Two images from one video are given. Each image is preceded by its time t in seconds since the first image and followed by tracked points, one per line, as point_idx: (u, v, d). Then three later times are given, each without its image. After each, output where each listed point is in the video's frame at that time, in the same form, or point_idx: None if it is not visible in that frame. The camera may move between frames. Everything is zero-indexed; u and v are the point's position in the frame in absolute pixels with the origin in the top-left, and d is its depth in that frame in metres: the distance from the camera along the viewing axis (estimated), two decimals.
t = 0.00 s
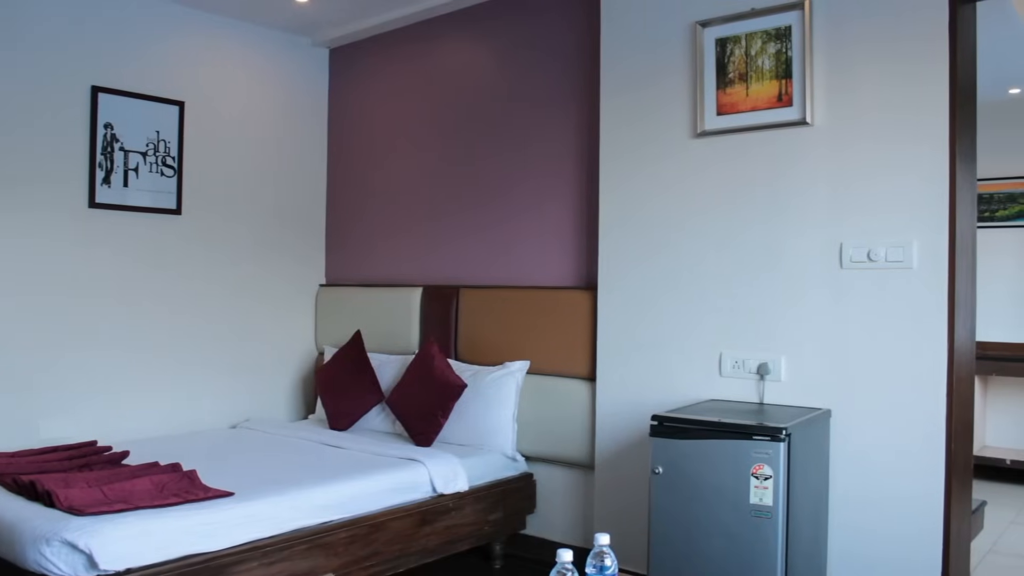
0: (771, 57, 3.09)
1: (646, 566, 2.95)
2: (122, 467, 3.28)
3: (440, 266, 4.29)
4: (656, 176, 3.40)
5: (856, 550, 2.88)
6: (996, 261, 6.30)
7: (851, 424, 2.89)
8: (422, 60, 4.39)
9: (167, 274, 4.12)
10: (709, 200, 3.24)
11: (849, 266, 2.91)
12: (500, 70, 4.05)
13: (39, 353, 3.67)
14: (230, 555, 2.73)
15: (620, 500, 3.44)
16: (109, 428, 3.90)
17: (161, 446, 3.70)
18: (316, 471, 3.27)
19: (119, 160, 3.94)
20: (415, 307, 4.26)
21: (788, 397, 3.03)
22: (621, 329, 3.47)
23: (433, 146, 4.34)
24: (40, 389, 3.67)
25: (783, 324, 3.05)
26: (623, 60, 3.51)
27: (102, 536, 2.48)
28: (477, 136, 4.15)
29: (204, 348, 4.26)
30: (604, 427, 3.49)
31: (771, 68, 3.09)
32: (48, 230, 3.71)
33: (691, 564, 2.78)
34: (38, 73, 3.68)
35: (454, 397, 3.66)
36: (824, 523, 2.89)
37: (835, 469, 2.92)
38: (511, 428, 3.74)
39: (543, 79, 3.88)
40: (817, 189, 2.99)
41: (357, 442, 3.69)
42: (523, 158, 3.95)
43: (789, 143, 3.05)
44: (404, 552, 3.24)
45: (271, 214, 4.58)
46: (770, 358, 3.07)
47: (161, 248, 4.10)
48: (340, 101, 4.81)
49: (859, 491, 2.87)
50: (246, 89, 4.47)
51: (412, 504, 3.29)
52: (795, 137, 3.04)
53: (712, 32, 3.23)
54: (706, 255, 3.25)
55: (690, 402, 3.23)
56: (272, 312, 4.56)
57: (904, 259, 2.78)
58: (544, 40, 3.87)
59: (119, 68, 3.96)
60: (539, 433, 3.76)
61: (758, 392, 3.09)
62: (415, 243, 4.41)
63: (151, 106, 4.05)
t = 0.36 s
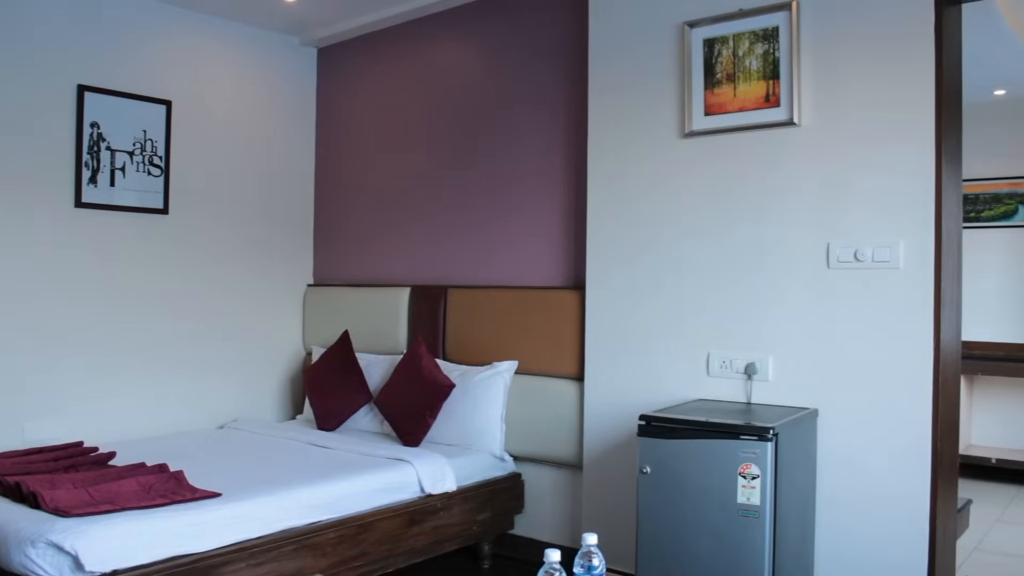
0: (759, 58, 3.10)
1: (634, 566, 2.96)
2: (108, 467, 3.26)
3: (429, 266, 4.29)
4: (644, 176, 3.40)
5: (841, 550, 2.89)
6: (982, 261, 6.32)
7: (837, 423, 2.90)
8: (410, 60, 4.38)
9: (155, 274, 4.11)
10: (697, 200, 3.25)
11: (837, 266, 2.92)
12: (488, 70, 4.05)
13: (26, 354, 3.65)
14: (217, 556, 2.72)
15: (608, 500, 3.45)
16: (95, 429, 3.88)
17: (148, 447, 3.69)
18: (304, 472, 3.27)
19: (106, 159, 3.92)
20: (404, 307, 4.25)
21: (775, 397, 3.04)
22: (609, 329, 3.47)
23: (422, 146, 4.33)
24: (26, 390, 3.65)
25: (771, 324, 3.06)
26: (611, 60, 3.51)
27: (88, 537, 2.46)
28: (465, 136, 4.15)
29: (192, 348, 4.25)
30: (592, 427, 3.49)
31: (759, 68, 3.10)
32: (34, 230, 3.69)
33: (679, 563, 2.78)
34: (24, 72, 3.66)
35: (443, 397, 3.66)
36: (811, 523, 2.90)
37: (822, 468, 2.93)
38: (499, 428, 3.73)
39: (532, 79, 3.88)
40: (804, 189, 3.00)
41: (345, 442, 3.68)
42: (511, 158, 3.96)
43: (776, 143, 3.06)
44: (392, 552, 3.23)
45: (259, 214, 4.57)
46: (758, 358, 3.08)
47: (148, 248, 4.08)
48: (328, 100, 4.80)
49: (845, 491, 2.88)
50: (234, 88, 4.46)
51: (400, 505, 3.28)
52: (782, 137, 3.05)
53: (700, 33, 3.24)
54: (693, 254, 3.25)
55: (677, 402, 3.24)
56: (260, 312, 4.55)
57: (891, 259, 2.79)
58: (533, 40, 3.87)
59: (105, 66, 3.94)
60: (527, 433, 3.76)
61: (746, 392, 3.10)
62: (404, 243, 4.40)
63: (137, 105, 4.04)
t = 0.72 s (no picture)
0: (747, 58, 3.10)
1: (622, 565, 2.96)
2: (94, 468, 3.25)
3: (417, 266, 4.28)
4: (632, 176, 3.40)
5: (828, 548, 2.91)
6: (967, 261, 6.35)
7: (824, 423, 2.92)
8: (399, 59, 4.37)
9: (142, 273, 4.09)
10: (684, 199, 3.26)
11: (825, 266, 2.92)
12: (477, 70, 4.04)
13: (11, 354, 3.63)
14: (204, 557, 2.71)
15: (595, 500, 3.45)
16: (81, 429, 3.86)
17: (135, 447, 3.67)
18: (293, 472, 3.26)
19: (92, 158, 3.90)
20: (392, 307, 4.24)
21: (763, 397, 3.05)
22: (597, 328, 3.47)
23: (411, 145, 4.33)
24: (12, 390, 3.63)
25: (759, 323, 3.07)
26: (600, 60, 3.51)
27: (74, 538, 2.45)
28: (454, 135, 4.14)
29: (179, 348, 4.23)
30: (580, 427, 3.49)
31: (747, 68, 3.10)
32: (20, 229, 3.67)
33: (667, 563, 2.79)
34: (10, 70, 3.63)
35: (431, 396, 3.66)
36: (799, 522, 2.91)
37: (810, 467, 2.94)
38: (487, 428, 3.73)
39: (521, 79, 3.87)
40: (791, 189, 3.01)
41: (333, 442, 3.67)
42: (500, 158, 3.95)
43: (764, 143, 3.07)
44: (380, 553, 3.23)
45: (247, 213, 4.55)
46: (746, 357, 3.08)
47: (136, 247, 4.07)
48: (317, 100, 4.78)
49: (833, 490, 2.89)
50: (222, 87, 4.44)
51: (388, 504, 3.28)
52: (770, 137, 3.05)
53: (688, 33, 3.24)
54: (681, 254, 3.26)
55: (665, 402, 3.25)
56: (248, 311, 4.54)
57: (878, 259, 2.80)
58: (522, 39, 3.87)
59: (92, 65, 3.92)
60: (516, 433, 3.76)
61: (734, 391, 3.11)
62: (392, 243, 4.39)
63: (124, 104, 4.02)
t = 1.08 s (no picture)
0: (735, 59, 3.11)
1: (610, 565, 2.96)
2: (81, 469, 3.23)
3: (406, 266, 4.28)
4: (620, 177, 3.41)
5: (815, 547, 2.92)
6: (955, 261, 6.37)
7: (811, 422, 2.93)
8: (388, 60, 4.37)
9: (130, 273, 4.07)
10: (673, 200, 3.26)
11: (812, 266, 2.93)
12: (466, 70, 4.04)
13: None
14: (192, 558, 2.70)
15: (583, 500, 3.46)
16: (68, 430, 3.84)
17: (122, 448, 3.65)
18: (282, 472, 3.25)
19: (79, 157, 3.89)
20: (382, 307, 4.24)
21: (751, 397, 3.06)
22: (586, 328, 3.47)
23: (399, 146, 4.32)
24: None
25: (747, 323, 3.08)
26: (589, 60, 3.52)
27: (59, 539, 2.44)
28: (443, 136, 4.14)
29: (167, 348, 4.22)
30: (570, 427, 3.50)
31: (735, 69, 3.11)
32: (6, 229, 3.64)
33: (656, 562, 2.79)
34: None
35: (420, 397, 3.65)
36: (787, 521, 2.92)
37: (798, 466, 2.95)
38: (476, 428, 3.73)
39: (510, 80, 3.87)
40: (778, 190, 3.02)
41: (322, 442, 3.67)
42: (489, 158, 3.95)
43: (751, 143, 3.08)
44: (369, 553, 3.22)
45: (235, 213, 4.54)
46: (734, 357, 3.09)
47: (123, 247, 4.05)
48: (307, 99, 4.77)
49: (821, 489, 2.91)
50: (210, 87, 4.42)
51: (377, 505, 3.27)
52: (757, 138, 3.06)
53: (677, 33, 3.24)
54: (669, 254, 3.27)
55: (653, 402, 3.25)
56: (237, 312, 4.53)
57: (866, 259, 2.81)
58: (510, 40, 3.87)
59: (79, 64, 3.90)
60: (506, 433, 3.76)
61: (722, 391, 3.11)
62: (381, 243, 4.39)
63: (112, 104, 4.00)
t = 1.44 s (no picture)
0: (724, 59, 3.11)
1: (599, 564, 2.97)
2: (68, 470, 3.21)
3: (394, 266, 4.27)
4: (608, 177, 3.41)
5: (802, 546, 2.93)
6: (942, 261, 6.40)
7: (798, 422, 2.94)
8: (377, 59, 4.36)
9: (118, 273, 4.06)
10: (661, 200, 3.27)
11: (800, 266, 2.94)
12: (455, 70, 4.04)
13: None
14: (179, 558, 2.69)
15: (572, 500, 3.46)
16: (55, 431, 3.81)
17: (109, 449, 3.64)
18: (270, 473, 3.24)
19: (66, 157, 3.87)
20: (371, 307, 4.23)
21: (739, 397, 3.07)
22: (574, 328, 3.48)
23: (388, 145, 4.32)
24: None
25: (735, 323, 3.09)
26: (578, 60, 3.52)
27: (45, 541, 2.43)
28: (431, 135, 4.14)
29: (155, 348, 4.20)
30: (558, 427, 3.50)
31: (723, 69, 3.11)
32: None
33: (644, 561, 2.80)
34: None
35: (409, 397, 3.65)
36: (775, 520, 2.92)
37: (785, 466, 2.96)
38: (465, 428, 3.73)
39: (498, 80, 3.88)
40: (765, 190, 3.03)
41: (311, 443, 3.66)
42: (478, 158, 3.95)
43: (739, 143, 3.08)
44: (358, 553, 3.22)
45: (223, 212, 4.53)
46: (723, 357, 3.10)
47: (111, 247, 4.03)
48: (296, 98, 4.76)
49: (808, 489, 2.92)
50: (199, 86, 4.41)
51: (366, 505, 3.27)
52: (744, 138, 3.07)
53: (666, 34, 3.25)
54: (657, 254, 3.27)
55: (641, 402, 3.26)
56: (225, 311, 4.52)
57: (853, 259, 2.82)
58: (499, 40, 3.87)
59: (66, 63, 3.88)
60: (495, 433, 3.76)
61: (711, 391, 3.12)
62: (370, 243, 4.38)
63: (99, 103, 3.98)
